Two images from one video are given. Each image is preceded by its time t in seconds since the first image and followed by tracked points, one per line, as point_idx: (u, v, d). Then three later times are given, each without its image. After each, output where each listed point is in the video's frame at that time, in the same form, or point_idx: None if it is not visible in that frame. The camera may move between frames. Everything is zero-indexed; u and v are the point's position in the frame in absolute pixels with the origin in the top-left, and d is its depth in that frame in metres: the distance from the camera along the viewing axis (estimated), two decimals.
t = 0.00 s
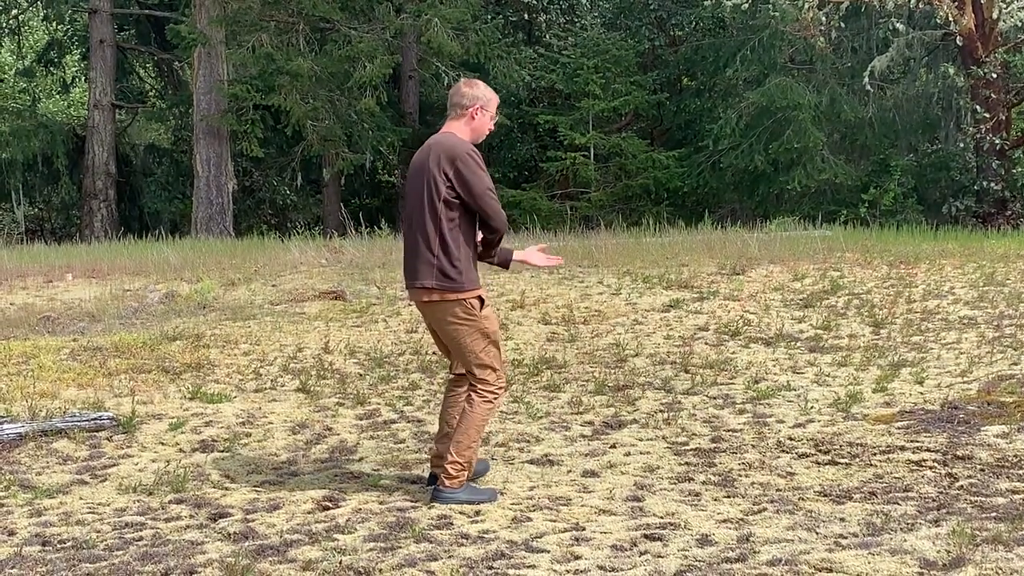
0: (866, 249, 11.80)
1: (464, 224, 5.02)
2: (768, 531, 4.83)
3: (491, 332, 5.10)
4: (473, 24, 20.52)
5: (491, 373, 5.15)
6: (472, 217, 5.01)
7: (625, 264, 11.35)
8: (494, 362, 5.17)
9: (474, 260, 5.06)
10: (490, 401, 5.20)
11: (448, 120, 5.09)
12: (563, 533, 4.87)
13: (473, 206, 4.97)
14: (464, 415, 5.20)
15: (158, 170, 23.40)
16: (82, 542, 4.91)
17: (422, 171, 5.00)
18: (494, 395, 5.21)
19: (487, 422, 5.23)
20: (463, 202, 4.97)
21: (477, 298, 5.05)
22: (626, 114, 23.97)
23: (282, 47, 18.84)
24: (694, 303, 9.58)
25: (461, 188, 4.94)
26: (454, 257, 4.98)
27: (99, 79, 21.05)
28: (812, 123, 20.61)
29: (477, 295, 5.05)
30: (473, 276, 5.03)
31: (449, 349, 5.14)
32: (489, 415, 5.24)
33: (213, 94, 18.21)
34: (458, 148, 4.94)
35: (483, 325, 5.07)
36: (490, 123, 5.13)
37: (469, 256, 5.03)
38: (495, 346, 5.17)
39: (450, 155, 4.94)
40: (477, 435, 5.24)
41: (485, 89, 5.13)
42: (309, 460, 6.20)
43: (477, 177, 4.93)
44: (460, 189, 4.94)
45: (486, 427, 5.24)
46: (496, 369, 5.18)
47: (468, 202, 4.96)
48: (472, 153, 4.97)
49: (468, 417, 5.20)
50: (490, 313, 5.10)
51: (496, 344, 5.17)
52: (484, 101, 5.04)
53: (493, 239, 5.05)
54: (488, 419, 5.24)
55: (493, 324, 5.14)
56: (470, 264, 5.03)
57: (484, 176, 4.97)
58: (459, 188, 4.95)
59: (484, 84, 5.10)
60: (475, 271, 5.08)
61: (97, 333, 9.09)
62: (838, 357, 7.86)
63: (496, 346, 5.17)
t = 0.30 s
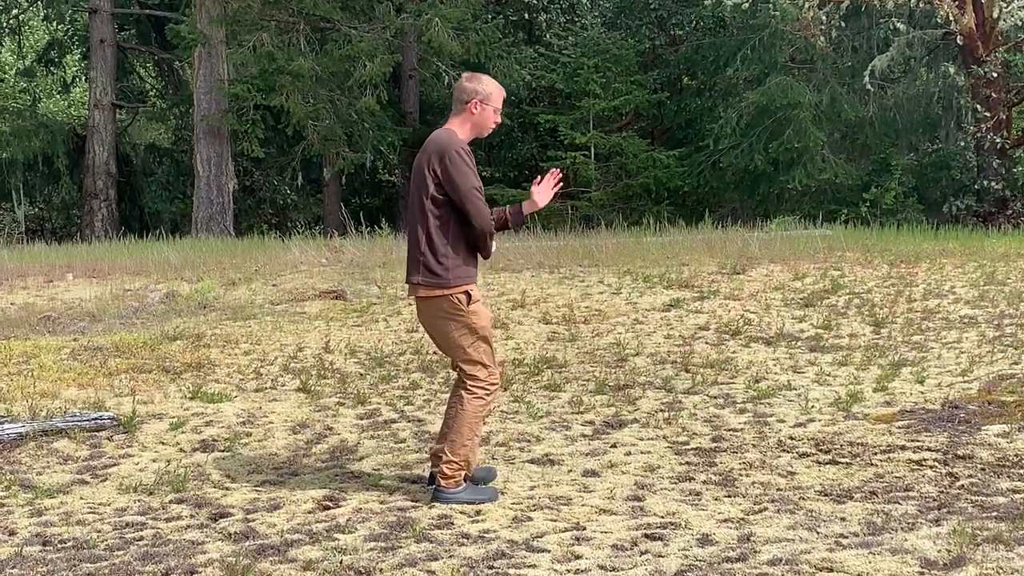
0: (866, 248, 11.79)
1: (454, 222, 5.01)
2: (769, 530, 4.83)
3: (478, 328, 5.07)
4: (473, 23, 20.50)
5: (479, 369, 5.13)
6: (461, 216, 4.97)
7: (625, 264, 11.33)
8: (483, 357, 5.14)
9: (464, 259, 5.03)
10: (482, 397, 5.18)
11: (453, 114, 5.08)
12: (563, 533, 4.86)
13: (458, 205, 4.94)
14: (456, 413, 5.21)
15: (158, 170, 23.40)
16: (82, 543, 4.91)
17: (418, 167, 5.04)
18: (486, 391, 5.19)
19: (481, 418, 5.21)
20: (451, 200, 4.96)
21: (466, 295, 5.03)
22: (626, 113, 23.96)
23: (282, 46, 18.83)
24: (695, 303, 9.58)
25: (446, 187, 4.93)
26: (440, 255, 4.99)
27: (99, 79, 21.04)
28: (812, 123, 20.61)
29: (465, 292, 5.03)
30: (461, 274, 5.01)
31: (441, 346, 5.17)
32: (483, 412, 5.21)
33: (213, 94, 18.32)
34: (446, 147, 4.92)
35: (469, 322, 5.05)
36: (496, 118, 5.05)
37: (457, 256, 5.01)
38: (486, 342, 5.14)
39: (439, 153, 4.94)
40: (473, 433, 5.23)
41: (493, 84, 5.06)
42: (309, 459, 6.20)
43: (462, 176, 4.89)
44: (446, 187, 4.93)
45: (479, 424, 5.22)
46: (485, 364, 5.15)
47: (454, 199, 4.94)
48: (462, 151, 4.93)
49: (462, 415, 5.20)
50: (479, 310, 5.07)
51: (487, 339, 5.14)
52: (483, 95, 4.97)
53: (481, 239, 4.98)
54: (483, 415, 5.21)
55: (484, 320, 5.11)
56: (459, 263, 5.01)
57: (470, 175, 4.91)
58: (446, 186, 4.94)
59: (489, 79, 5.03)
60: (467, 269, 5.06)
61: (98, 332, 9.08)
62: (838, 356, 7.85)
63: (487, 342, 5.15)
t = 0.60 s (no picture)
0: (867, 248, 11.78)
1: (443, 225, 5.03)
2: (770, 530, 4.84)
3: (470, 320, 5.04)
4: (474, 23, 20.50)
5: (475, 360, 5.08)
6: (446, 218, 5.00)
7: (626, 264, 11.33)
8: (479, 348, 5.09)
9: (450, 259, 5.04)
10: (480, 387, 5.13)
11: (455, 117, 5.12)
12: (564, 533, 4.87)
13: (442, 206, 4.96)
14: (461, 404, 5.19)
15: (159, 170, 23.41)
16: (83, 543, 4.91)
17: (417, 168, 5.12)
18: (484, 381, 5.13)
19: (481, 408, 5.16)
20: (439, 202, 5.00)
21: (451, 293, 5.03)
22: (626, 113, 23.96)
23: (282, 46, 18.82)
24: (695, 302, 9.58)
25: (431, 187, 4.97)
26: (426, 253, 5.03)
27: (100, 79, 21.04)
28: (813, 123, 20.62)
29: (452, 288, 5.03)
30: (446, 271, 5.02)
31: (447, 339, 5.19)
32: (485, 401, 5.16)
33: (213, 93, 18.32)
34: (435, 149, 4.97)
35: (458, 315, 5.04)
36: (498, 121, 5.04)
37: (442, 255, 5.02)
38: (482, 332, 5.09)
39: (429, 156, 4.99)
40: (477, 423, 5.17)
41: (497, 85, 5.06)
42: (310, 459, 6.20)
43: (445, 179, 4.92)
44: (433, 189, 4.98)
45: (481, 414, 5.16)
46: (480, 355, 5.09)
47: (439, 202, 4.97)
48: (451, 154, 4.97)
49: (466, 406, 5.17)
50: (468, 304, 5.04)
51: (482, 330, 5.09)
52: (478, 98, 4.98)
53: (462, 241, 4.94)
54: (484, 405, 5.16)
55: (477, 315, 5.06)
56: (444, 262, 5.02)
57: (454, 176, 4.93)
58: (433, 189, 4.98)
59: (491, 80, 5.04)
60: (457, 270, 5.06)
61: (99, 332, 9.09)
62: (838, 356, 7.85)
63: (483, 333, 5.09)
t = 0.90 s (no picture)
0: (867, 248, 11.78)
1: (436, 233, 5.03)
2: (770, 530, 4.83)
3: (436, 319, 4.97)
4: (474, 23, 20.50)
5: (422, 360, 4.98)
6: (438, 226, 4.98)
7: (626, 264, 11.33)
8: (432, 344, 4.97)
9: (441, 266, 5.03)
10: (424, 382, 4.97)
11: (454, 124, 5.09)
12: (565, 533, 4.87)
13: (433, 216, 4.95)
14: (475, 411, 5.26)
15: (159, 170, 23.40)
16: (84, 543, 4.92)
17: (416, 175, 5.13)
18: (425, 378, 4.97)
19: (424, 410, 4.98)
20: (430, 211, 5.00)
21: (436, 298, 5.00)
22: (627, 113, 23.96)
23: (283, 46, 18.82)
24: (696, 303, 9.58)
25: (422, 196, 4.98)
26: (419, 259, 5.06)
27: (100, 79, 21.03)
28: (813, 123, 20.62)
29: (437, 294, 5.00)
30: (431, 276, 5.02)
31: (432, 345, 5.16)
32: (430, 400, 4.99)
33: (214, 93, 18.30)
34: (426, 159, 4.96)
35: (424, 316, 5.00)
36: (491, 129, 4.99)
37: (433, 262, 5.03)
38: (439, 328, 4.98)
39: (422, 165, 4.99)
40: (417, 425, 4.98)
41: (493, 92, 5.01)
42: (310, 459, 6.20)
43: (433, 190, 4.91)
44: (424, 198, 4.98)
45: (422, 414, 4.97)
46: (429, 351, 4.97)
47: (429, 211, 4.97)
48: (442, 163, 4.95)
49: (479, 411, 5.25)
50: (447, 307, 4.99)
51: (447, 329, 4.99)
52: (470, 108, 4.94)
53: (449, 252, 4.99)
54: (426, 408, 4.98)
55: (437, 317, 4.97)
56: (434, 269, 5.03)
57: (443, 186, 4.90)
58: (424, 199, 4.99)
59: (486, 87, 4.98)
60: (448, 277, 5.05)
61: (100, 333, 9.10)
62: (838, 356, 7.85)
63: (446, 331, 4.99)
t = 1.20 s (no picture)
0: (867, 248, 11.79)
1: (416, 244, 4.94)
2: (771, 531, 4.83)
3: (408, 329, 4.96)
4: (475, 24, 20.50)
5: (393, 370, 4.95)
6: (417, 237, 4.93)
7: (627, 264, 11.35)
8: (403, 355, 4.93)
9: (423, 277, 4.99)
10: (396, 394, 4.92)
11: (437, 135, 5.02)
12: (566, 534, 4.87)
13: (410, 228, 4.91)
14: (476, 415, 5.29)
15: (160, 172, 23.41)
16: (85, 544, 4.92)
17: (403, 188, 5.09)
18: (397, 391, 4.92)
19: (398, 422, 4.94)
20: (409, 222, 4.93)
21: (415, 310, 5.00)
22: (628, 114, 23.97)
23: (283, 47, 18.83)
24: (696, 303, 9.58)
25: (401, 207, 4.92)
26: (403, 269, 5.04)
27: (101, 81, 21.03)
28: (814, 123, 20.63)
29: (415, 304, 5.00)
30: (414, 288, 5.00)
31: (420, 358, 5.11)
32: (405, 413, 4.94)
33: (214, 94, 18.42)
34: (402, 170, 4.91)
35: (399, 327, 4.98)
36: (468, 136, 4.90)
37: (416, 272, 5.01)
38: (411, 338, 4.94)
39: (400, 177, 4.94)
40: (391, 437, 4.93)
41: (469, 99, 4.90)
42: (311, 460, 6.20)
43: (404, 201, 4.84)
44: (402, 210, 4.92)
45: (394, 428, 4.92)
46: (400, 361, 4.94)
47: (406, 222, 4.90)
48: (417, 173, 4.89)
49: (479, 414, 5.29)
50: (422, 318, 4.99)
51: (421, 340, 4.96)
52: (445, 117, 4.88)
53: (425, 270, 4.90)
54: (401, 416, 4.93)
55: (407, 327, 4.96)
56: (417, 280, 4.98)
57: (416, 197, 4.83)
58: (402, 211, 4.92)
59: (460, 94, 4.89)
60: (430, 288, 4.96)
61: (100, 333, 9.10)
62: (840, 357, 7.85)
63: (418, 342, 4.96)
